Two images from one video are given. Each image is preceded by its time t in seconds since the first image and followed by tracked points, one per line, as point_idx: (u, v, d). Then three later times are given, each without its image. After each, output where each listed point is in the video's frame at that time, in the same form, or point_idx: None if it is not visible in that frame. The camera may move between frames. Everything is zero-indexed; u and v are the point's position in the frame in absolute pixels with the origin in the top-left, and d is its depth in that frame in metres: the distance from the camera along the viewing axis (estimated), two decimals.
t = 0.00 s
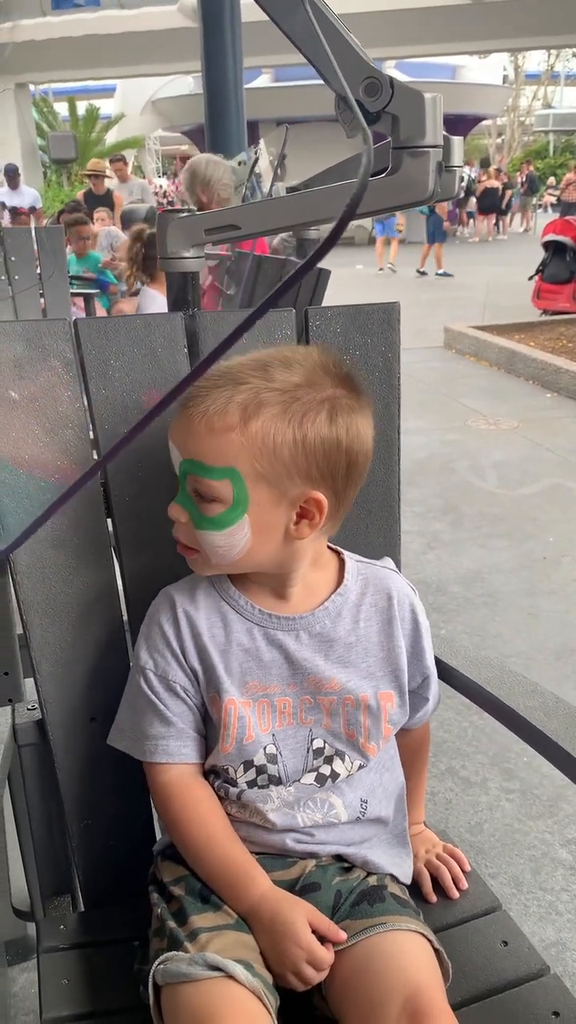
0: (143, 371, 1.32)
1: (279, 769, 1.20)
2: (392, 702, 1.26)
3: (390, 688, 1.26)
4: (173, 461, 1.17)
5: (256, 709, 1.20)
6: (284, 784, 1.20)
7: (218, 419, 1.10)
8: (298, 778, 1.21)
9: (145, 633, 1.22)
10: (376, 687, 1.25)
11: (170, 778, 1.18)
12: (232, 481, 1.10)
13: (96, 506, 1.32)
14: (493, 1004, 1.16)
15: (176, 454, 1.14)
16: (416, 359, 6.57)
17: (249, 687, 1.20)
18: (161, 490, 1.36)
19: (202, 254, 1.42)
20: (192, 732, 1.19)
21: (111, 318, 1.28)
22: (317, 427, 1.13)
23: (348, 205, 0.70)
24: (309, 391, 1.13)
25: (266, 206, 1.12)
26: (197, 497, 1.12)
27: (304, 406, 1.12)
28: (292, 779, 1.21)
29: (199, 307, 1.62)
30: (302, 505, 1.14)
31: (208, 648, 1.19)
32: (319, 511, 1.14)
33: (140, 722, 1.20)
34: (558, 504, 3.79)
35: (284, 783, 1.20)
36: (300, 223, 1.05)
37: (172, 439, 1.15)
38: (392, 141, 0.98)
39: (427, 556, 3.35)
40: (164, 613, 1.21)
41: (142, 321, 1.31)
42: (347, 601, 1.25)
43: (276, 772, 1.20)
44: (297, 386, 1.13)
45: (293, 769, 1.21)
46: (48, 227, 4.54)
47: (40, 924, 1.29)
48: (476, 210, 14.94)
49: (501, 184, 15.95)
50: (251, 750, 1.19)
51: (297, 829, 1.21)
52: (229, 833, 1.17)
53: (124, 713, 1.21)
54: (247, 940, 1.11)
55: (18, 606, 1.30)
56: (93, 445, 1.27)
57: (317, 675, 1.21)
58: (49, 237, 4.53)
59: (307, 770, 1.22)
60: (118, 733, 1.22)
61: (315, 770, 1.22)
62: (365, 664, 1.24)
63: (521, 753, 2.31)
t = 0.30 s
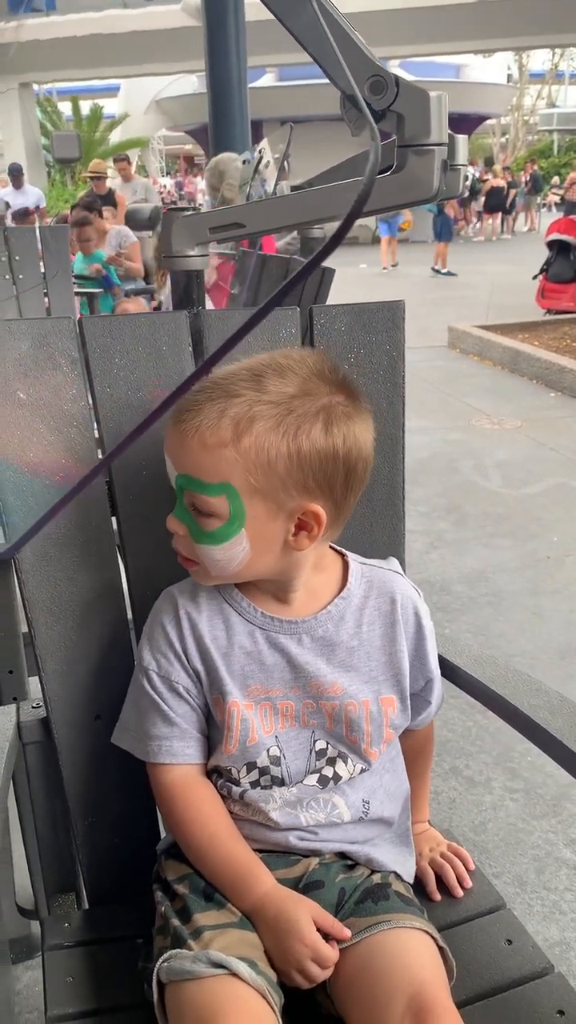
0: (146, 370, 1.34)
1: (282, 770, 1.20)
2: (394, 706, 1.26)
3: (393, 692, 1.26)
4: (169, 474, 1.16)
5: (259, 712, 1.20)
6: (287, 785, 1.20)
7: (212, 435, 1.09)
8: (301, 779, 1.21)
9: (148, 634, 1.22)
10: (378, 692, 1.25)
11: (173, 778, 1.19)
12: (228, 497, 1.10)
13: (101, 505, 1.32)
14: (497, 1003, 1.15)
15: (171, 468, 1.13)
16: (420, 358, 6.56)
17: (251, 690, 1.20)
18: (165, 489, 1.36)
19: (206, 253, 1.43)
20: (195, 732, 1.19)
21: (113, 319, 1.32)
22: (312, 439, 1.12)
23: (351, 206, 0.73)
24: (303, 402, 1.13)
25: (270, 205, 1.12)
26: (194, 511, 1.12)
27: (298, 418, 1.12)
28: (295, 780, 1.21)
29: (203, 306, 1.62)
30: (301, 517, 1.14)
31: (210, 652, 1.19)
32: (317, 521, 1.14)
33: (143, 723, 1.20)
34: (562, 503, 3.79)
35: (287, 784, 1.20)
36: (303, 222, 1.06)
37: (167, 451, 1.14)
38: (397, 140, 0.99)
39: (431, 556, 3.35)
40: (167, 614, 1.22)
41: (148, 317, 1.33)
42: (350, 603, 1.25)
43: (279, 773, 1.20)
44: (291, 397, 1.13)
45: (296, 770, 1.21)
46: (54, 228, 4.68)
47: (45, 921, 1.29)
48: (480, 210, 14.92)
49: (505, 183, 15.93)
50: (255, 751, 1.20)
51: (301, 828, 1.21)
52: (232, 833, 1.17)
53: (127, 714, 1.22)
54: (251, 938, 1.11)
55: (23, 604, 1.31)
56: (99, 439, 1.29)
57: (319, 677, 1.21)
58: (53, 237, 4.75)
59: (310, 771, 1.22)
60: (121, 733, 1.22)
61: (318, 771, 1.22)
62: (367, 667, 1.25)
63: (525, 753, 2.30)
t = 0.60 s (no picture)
0: (151, 369, 1.33)
1: (290, 770, 1.21)
2: (402, 705, 1.26)
3: (401, 690, 1.26)
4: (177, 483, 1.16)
5: (268, 711, 1.20)
6: (294, 784, 1.21)
7: (216, 448, 1.09)
8: (308, 778, 1.21)
9: (156, 633, 1.22)
10: (386, 691, 1.25)
11: (180, 777, 1.19)
12: (236, 505, 1.10)
13: (106, 505, 1.31)
14: (500, 1003, 1.15)
15: (178, 479, 1.13)
16: (423, 358, 6.56)
17: (260, 689, 1.20)
18: (169, 488, 1.36)
19: (210, 254, 1.44)
20: (202, 731, 1.19)
21: (120, 319, 1.30)
22: (318, 445, 1.12)
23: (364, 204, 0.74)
24: (307, 408, 1.12)
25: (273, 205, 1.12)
26: (203, 521, 1.11)
27: (302, 426, 1.11)
28: (302, 779, 1.21)
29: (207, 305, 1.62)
30: (309, 522, 1.13)
31: (219, 651, 1.19)
32: (325, 527, 1.14)
33: (151, 722, 1.20)
34: (565, 504, 3.78)
35: (294, 784, 1.21)
36: (308, 221, 1.05)
37: (172, 462, 1.14)
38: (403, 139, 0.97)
39: (434, 556, 3.35)
40: (176, 614, 1.22)
41: (152, 317, 1.32)
42: (358, 602, 1.25)
43: (286, 772, 1.20)
44: (295, 404, 1.12)
45: (303, 770, 1.21)
46: (57, 229, 4.65)
47: (48, 920, 1.29)
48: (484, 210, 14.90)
49: (508, 183, 15.91)
50: (263, 751, 1.20)
51: (308, 828, 1.21)
52: (238, 833, 1.17)
53: (134, 713, 1.21)
54: (255, 937, 1.11)
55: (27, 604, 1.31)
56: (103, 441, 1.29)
57: (328, 676, 1.21)
58: (58, 237, 4.62)
59: (318, 771, 1.22)
60: (129, 732, 1.22)
61: (325, 771, 1.22)
62: (375, 667, 1.25)
63: (528, 753, 2.31)
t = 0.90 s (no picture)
0: (154, 370, 1.32)
1: (292, 772, 1.20)
2: (404, 707, 1.26)
3: (403, 691, 1.26)
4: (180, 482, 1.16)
5: (269, 712, 1.20)
6: (296, 786, 1.20)
7: (218, 446, 1.09)
8: (310, 780, 1.21)
9: (158, 634, 1.22)
10: (388, 693, 1.25)
11: (181, 779, 1.18)
12: (237, 504, 1.10)
13: (108, 508, 1.31)
14: (502, 1005, 1.15)
15: (180, 478, 1.13)
16: (425, 359, 6.55)
17: (262, 691, 1.20)
18: (172, 489, 1.36)
19: (213, 253, 1.43)
20: (204, 732, 1.19)
21: (122, 319, 1.29)
22: (320, 445, 1.12)
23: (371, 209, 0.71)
24: (310, 408, 1.12)
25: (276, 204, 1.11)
26: (204, 519, 1.11)
27: (305, 425, 1.11)
28: (304, 781, 1.21)
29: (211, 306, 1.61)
30: (311, 522, 1.13)
31: (221, 652, 1.19)
32: (327, 527, 1.14)
33: (152, 723, 1.20)
34: (567, 504, 3.78)
35: (295, 785, 1.20)
36: (310, 221, 1.05)
37: (175, 461, 1.15)
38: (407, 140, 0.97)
39: (436, 556, 3.34)
40: (178, 615, 1.21)
41: (155, 316, 1.31)
42: (360, 604, 1.25)
43: (288, 774, 1.20)
44: (298, 404, 1.12)
45: (305, 771, 1.21)
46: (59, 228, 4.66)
47: (49, 920, 1.29)
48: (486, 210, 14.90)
49: (511, 183, 15.88)
50: (264, 752, 1.19)
51: (309, 830, 1.21)
52: (239, 834, 1.17)
53: (136, 713, 1.21)
54: (256, 938, 1.11)
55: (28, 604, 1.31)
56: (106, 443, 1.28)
57: (330, 677, 1.21)
58: (61, 237, 4.63)
59: (319, 773, 1.22)
60: (131, 733, 1.22)
61: (327, 773, 1.22)
62: (378, 669, 1.24)
63: (529, 754, 2.30)
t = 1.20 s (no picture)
0: (155, 372, 1.36)
1: (295, 772, 1.20)
2: (406, 703, 1.26)
3: (406, 689, 1.25)
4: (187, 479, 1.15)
5: (273, 712, 1.20)
6: (299, 787, 1.20)
7: (230, 440, 1.09)
8: (313, 780, 1.21)
9: (161, 634, 1.22)
10: (390, 691, 1.25)
11: (184, 779, 1.18)
12: (248, 501, 1.09)
13: (111, 508, 1.32)
14: (504, 1006, 1.15)
15: (188, 474, 1.13)
16: (425, 360, 6.54)
17: (266, 690, 1.20)
18: (173, 491, 1.36)
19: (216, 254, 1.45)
20: (207, 733, 1.19)
21: (124, 321, 1.33)
22: (331, 442, 1.12)
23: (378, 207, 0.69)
24: (321, 405, 1.12)
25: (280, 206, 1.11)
26: (213, 515, 1.11)
27: (317, 423, 1.12)
28: (307, 782, 1.21)
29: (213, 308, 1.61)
30: (318, 520, 1.14)
31: (224, 652, 1.19)
32: (335, 525, 1.15)
33: (156, 723, 1.19)
34: (568, 506, 3.77)
35: (298, 786, 1.20)
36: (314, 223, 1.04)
37: (181, 455, 1.14)
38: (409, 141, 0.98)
39: (436, 558, 3.34)
40: (181, 615, 1.21)
41: (156, 321, 1.36)
42: (363, 603, 1.24)
43: (291, 775, 1.20)
44: (308, 401, 1.12)
45: (308, 772, 1.21)
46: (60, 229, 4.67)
47: (51, 922, 1.29)
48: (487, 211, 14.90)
49: (512, 184, 15.87)
50: (268, 752, 1.19)
51: (311, 831, 1.21)
52: (241, 833, 1.17)
53: (139, 714, 1.21)
54: (258, 940, 1.11)
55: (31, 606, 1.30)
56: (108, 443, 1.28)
57: (333, 677, 1.21)
58: (61, 238, 4.67)
59: (323, 773, 1.22)
60: (134, 734, 1.22)
61: (330, 773, 1.22)
62: (381, 667, 1.24)
63: (531, 755, 2.30)
